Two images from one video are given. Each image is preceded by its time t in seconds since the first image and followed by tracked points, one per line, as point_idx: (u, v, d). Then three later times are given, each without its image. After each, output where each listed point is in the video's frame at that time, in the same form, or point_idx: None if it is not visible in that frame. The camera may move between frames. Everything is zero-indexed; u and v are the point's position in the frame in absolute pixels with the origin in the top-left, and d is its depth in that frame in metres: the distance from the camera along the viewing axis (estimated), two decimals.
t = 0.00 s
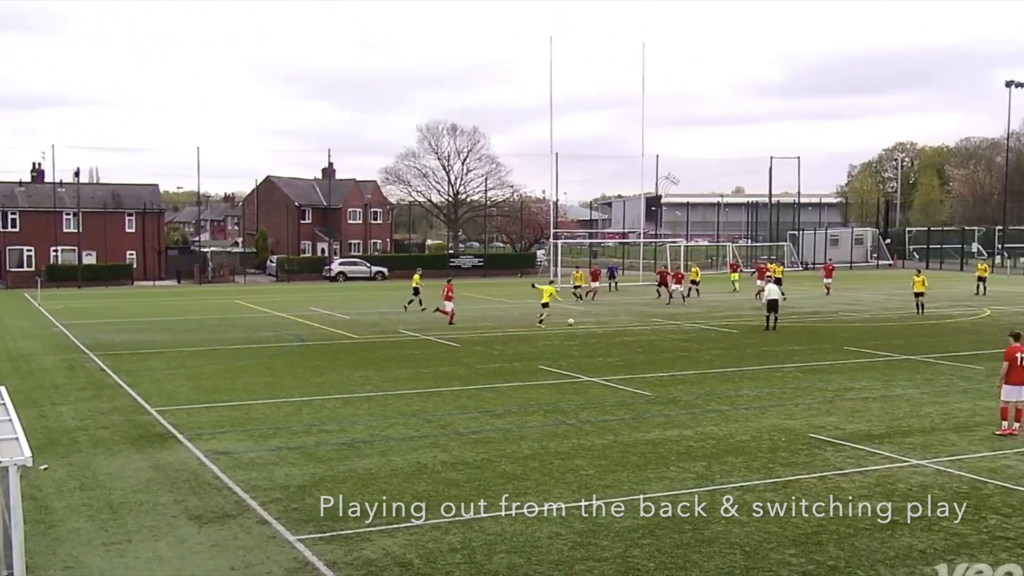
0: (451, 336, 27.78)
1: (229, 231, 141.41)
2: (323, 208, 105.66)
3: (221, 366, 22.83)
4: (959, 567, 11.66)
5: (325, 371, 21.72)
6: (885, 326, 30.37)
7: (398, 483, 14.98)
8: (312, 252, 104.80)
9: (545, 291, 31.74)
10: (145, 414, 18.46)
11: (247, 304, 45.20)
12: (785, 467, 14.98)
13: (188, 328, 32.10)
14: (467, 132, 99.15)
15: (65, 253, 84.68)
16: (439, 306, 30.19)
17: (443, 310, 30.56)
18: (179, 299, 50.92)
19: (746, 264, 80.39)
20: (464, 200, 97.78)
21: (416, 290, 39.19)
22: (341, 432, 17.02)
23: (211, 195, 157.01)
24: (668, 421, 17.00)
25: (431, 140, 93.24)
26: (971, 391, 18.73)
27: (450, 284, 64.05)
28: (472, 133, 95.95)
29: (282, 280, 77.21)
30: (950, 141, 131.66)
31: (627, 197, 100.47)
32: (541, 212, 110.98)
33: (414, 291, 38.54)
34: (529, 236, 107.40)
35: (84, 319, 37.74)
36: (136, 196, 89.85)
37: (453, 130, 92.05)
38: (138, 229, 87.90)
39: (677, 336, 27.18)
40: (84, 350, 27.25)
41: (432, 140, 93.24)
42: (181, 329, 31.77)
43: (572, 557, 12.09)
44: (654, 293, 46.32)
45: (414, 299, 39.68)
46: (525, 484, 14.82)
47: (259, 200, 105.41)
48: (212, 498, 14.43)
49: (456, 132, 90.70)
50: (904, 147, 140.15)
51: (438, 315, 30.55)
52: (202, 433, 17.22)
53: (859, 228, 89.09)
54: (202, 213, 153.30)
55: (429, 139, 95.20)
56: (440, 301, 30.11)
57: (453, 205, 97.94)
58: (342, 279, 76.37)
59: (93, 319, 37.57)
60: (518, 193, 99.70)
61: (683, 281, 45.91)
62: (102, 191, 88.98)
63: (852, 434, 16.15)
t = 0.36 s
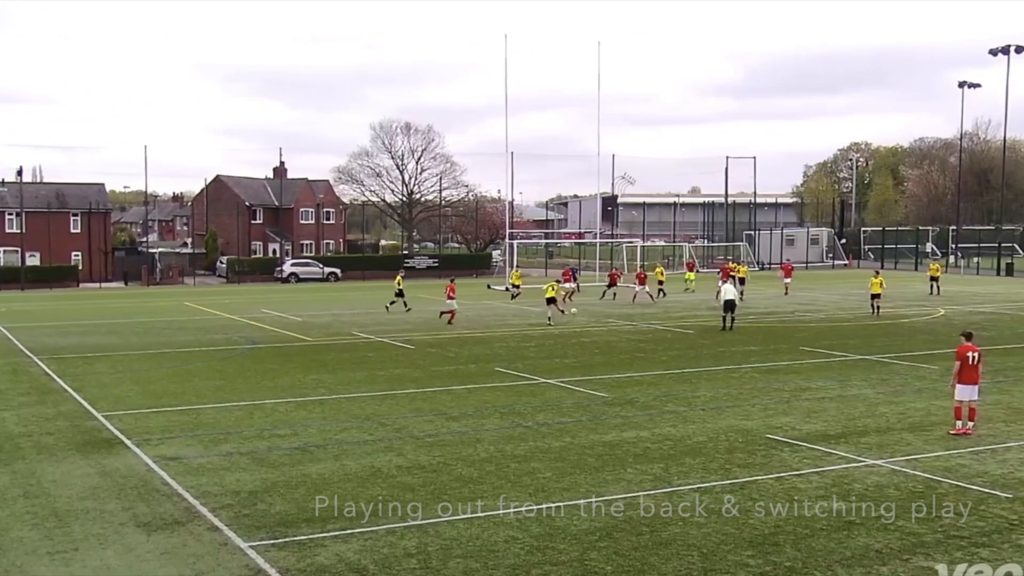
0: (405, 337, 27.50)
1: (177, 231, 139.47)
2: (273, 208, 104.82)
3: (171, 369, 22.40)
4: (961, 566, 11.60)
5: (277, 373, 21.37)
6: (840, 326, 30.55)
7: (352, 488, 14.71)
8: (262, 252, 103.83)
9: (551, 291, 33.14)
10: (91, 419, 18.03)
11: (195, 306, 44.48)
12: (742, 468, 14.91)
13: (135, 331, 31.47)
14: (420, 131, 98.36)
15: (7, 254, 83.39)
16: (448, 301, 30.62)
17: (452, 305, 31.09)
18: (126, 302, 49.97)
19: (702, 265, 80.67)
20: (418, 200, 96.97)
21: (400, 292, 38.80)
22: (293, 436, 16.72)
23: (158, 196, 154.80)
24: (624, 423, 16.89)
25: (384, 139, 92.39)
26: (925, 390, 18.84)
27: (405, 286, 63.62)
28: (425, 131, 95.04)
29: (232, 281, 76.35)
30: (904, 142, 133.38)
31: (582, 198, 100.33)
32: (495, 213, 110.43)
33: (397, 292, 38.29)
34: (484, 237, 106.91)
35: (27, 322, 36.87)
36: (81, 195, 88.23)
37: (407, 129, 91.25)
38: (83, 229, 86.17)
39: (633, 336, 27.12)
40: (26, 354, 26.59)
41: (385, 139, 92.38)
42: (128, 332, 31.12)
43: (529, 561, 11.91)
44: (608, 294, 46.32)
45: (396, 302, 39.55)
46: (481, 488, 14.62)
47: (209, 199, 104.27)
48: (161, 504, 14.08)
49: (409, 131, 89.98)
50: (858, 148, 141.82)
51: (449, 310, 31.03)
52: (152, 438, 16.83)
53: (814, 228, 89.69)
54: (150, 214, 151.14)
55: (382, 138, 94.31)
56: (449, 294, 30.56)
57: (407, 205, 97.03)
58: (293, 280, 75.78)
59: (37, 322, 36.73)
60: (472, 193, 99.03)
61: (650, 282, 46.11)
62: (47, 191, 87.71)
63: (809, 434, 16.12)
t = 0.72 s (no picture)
0: (364, 340, 27.14)
1: (128, 232, 137.31)
2: (228, 208, 103.57)
3: (123, 374, 21.88)
4: (961, 566, 11.53)
5: (232, 378, 20.94)
6: (802, 326, 30.59)
7: (310, 494, 14.36)
8: (216, 253, 102.57)
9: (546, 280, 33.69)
10: (40, 425, 17.49)
11: (148, 308, 43.70)
12: (706, 471, 14.75)
13: (87, 334, 30.78)
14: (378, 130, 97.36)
15: None
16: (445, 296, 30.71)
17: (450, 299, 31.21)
18: (77, 304, 48.95)
19: (666, 266, 80.76)
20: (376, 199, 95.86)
21: (382, 292, 38.69)
22: (249, 442, 16.33)
23: (108, 195, 152.55)
24: (587, 426, 16.68)
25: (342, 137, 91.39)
26: (888, 391, 18.83)
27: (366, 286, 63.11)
28: (383, 130, 94.77)
29: (185, 282, 75.03)
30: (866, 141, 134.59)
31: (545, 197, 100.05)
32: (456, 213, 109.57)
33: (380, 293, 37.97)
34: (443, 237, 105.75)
35: None
36: (28, 196, 87.11)
37: (365, 127, 90.33)
38: (30, 229, 84.50)
39: (595, 338, 26.95)
40: None
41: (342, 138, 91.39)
42: (79, 336, 30.43)
43: (490, 568, 11.64)
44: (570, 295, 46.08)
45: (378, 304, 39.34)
46: (441, 493, 14.34)
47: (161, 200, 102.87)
48: (112, 513, 13.65)
49: (367, 129, 89.09)
50: (822, 147, 143.09)
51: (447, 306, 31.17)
52: (103, 444, 16.36)
53: (777, 228, 90.09)
54: (100, 214, 148.87)
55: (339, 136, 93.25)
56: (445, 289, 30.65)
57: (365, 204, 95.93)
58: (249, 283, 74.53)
59: None
60: (431, 193, 98.16)
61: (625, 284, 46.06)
62: None
63: (773, 436, 16.00)
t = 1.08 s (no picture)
0: (316, 343, 26.66)
1: (70, 232, 134.49)
2: (174, 208, 102.18)
3: (66, 380, 21.22)
4: (960, 565, 11.47)
5: (180, 383, 20.39)
6: (761, 328, 30.57)
7: (260, 503, 13.93)
8: (162, 254, 100.98)
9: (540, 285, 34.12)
10: None
11: (91, 312, 42.66)
12: (666, 475, 14.51)
13: (29, 339, 29.94)
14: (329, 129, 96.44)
15: None
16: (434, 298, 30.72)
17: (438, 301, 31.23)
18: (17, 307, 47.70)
19: (625, 266, 80.77)
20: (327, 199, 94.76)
21: (357, 295, 38.44)
22: (197, 449, 15.86)
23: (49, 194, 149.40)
24: (545, 430, 16.40)
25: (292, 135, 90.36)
26: (849, 393, 18.72)
27: (322, 289, 62.39)
28: (335, 128, 93.83)
29: (130, 285, 73.48)
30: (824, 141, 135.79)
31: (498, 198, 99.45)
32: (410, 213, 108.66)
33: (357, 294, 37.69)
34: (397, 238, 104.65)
35: None
36: None
37: (315, 125, 89.44)
38: None
39: (553, 340, 26.71)
40: None
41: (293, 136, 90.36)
42: (20, 340, 29.58)
43: None
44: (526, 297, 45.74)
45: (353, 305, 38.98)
46: (396, 500, 13.97)
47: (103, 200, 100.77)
48: (53, 524, 13.11)
49: (317, 127, 88.22)
50: (780, 146, 144.20)
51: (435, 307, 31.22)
52: (44, 453, 15.78)
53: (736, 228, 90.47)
54: (41, 214, 145.86)
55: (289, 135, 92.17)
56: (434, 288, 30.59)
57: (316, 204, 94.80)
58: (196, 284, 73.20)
59: None
60: (384, 193, 97.22)
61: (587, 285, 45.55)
62: None
63: (733, 440, 15.80)
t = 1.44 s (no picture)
0: (267, 347, 26.16)
1: (12, 233, 131.45)
2: (119, 208, 100.61)
3: (7, 386, 20.57)
4: (960, 566, 11.44)
5: (125, 389, 19.85)
6: (720, 329, 30.50)
7: (209, 511, 13.50)
8: (107, 255, 99.69)
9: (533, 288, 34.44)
10: None
11: (32, 316, 41.58)
12: (625, 480, 14.27)
13: None
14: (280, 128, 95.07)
15: None
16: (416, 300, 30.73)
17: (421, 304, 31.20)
18: None
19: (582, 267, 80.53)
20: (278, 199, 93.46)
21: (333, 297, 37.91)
22: (144, 456, 15.39)
23: None
24: (502, 434, 16.10)
25: (242, 133, 88.98)
26: (808, 395, 18.62)
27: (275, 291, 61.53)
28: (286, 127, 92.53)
29: (73, 287, 71.86)
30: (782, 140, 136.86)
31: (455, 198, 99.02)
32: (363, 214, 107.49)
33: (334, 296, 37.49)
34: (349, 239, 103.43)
35: None
36: None
37: (266, 122, 88.20)
38: None
39: (509, 342, 26.43)
40: None
41: (242, 133, 88.99)
42: None
43: None
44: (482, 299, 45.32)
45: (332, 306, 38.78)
46: (349, 507, 13.61)
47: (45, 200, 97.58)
48: None
49: (268, 124, 86.98)
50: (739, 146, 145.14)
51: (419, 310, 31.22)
52: None
53: (695, 229, 90.89)
54: None
55: (239, 132, 90.67)
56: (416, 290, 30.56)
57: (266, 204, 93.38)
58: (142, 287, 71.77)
59: None
60: (336, 193, 96.01)
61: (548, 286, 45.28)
62: None
63: (692, 443, 15.61)
